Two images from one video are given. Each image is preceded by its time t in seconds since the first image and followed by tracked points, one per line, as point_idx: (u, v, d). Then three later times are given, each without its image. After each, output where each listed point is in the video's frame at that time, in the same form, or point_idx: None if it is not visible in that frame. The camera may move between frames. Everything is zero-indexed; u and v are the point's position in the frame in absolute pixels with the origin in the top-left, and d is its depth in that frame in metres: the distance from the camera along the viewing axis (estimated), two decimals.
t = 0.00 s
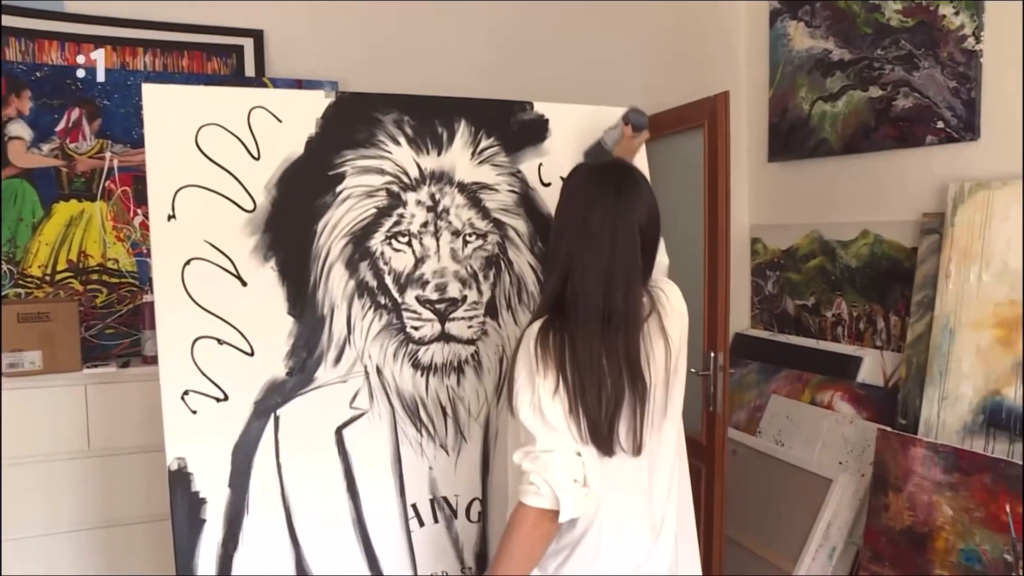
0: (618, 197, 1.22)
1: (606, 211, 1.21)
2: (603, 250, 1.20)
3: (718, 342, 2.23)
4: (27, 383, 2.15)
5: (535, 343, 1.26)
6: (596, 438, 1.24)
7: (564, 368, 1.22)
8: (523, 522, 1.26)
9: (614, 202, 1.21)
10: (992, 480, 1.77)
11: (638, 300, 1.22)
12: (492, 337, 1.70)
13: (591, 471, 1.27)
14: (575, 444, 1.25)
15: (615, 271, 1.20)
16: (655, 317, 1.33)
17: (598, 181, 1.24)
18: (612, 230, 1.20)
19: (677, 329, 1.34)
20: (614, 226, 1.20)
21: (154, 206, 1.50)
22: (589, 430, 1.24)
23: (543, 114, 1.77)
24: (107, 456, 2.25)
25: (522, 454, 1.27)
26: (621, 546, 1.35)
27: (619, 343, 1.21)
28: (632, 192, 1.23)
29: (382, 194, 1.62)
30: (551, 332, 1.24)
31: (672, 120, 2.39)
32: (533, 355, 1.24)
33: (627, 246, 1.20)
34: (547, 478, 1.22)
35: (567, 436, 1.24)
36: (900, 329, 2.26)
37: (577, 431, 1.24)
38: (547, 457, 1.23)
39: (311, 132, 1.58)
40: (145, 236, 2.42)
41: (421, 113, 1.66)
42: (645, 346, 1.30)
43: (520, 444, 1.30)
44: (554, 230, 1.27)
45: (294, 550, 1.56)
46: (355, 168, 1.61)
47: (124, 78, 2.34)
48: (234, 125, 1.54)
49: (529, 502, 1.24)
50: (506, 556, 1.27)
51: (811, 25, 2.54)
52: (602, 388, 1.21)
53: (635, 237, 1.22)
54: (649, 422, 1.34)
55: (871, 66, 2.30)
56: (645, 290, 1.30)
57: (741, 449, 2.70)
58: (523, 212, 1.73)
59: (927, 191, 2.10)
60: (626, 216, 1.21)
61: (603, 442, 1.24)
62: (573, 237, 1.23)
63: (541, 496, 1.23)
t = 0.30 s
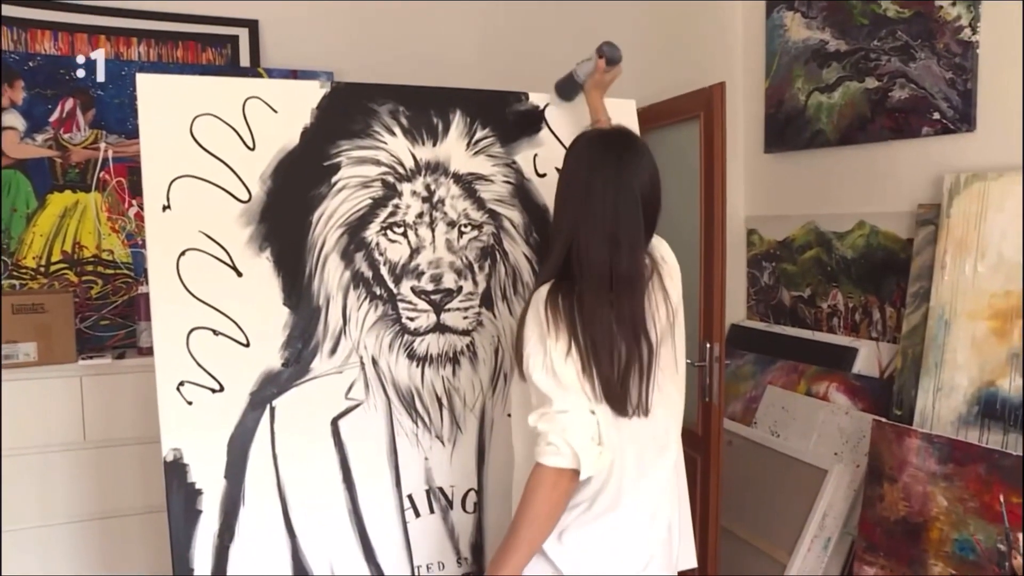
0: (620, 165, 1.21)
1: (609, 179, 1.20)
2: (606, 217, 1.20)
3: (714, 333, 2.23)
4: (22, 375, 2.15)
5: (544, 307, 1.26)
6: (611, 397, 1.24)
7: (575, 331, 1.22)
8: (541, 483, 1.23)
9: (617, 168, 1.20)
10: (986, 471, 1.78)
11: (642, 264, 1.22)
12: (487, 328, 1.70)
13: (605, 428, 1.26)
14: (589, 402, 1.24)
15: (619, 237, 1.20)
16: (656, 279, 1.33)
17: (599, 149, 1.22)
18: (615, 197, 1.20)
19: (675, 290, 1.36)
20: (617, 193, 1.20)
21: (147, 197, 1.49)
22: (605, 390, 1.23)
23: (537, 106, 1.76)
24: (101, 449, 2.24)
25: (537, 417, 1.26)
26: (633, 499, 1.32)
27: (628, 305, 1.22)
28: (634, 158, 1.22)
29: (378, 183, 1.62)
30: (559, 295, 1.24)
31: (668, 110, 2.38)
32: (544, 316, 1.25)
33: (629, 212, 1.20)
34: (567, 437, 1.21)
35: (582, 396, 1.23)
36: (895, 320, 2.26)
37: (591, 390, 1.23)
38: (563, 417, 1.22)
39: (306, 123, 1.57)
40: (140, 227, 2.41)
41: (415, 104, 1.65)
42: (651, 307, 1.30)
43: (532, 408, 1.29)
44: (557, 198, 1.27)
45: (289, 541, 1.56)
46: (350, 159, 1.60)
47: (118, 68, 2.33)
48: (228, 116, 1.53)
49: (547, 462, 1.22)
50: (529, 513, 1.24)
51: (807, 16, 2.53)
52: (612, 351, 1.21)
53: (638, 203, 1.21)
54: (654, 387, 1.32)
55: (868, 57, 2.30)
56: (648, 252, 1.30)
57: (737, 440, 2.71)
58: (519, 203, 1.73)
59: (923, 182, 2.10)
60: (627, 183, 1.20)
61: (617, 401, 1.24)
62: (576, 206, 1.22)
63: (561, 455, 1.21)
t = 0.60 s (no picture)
0: (619, 163, 1.21)
1: (608, 177, 1.20)
2: (603, 214, 1.19)
3: (710, 326, 2.23)
4: (19, 368, 2.14)
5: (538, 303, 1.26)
6: (598, 398, 1.23)
7: (567, 327, 1.22)
8: (529, 478, 1.24)
9: (616, 166, 1.20)
10: (981, 463, 1.79)
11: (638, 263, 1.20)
12: (484, 320, 1.70)
13: (593, 425, 1.26)
14: (578, 398, 1.24)
15: (615, 235, 1.19)
16: (655, 283, 1.32)
17: (600, 149, 1.22)
18: (613, 195, 1.19)
19: (674, 294, 1.33)
20: (615, 190, 1.19)
21: (143, 190, 1.49)
22: (592, 388, 1.23)
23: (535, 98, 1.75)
24: (95, 442, 2.24)
25: (527, 411, 1.26)
26: (621, 504, 1.32)
27: (618, 305, 1.21)
28: (635, 158, 1.22)
29: (375, 175, 1.61)
30: (552, 292, 1.24)
31: (665, 103, 2.38)
32: (536, 315, 1.24)
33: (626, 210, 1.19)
34: (553, 431, 1.21)
35: (571, 392, 1.23)
36: (892, 313, 2.26)
37: (581, 387, 1.23)
38: (552, 412, 1.22)
39: (304, 114, 1.56)
40: (136, 220, 2.40)
41: (412, 96, 1.64)
42: (645, 310, 1.29)
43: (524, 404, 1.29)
44: (557, 196, 1.27)
45: (286, 535, 1.57)
46: (347, 151, 1.59)
47: (114, 60, 2.32)
48: (225, 108, 1.52)
49: (535, 456, 1.22)
50: (515, 512, 1.25)
51: (805, 9, 2.53)
52: (604, 346, 1.21)
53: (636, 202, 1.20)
54: (647, 386, 1.32)
55: (864, 50, 2.30)
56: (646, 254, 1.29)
57: (733, 433, 2.71)
58: (516, 195, 1.72)
59: (919, 175, 2.10)
60: (626, 181, 1.20)
61: (604, 402, 1.24)
62: (575, 203, 1.22)
63: (547, 449, 1.21)
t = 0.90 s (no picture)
0: (625, 158, 1.21)
1: (616, 171, 1.20)
2: (611, 207, 1.20)
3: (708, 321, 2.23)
4: (17, 364, 2.15)
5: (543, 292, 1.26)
6: (604, 385, 1.23)
7: (571, 315, 1.21)
8: (524, 461, 1.23)
9: (621, 161, 1.21)
10: (978, 459, 1.79)
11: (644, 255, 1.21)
12: (482, 316, 1.70)
13: (595, 416, 1.25)
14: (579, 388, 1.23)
15: (621, 228, 1.19)
16: (660, 271, 1.32)
17: (606, 143, 1.22)
18: (620, 189, 1.20)
19: (681, 288, 1.34)
20: (622, 184, 1.20)
21: (140, 186, 1.48)
22: (597, 376, 1.22)
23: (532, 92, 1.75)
24: (95, 438, 2.24)
25: (528, 398, 1.26)
26: (620, 498, 1.32)
27: (624, 295, 1.21)
28: (641, 152, 1.22)
29: (371, 170, 1.61)
30: (559, 280, 1.25)
31: (664, 99, 2.37)
32: (543, 303, 1.25)
33: (632, 203, 1.20)
34: (552, 419, 1.20)
35: (572, 380, 1.22)
36: (889, 308, 2.27)
37: (584, 376, 1.23)
38: (551, 400, 1.21)
39: (302, 109, 1.56)
40: (134, 216, 2.40)
41: (409, 91, 1.64)
42: (651, 300, 1.29)
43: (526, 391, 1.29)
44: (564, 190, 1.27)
45: (284, 530, 1.57)
46: (344, 147, 1.59)
47: (111, 55, 2.31)
48: (221, 103, 1.52)
49: (533, 443, 1.22)
50: (511, 496, 1.24)
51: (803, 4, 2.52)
52: (607, 337, 1.20)
53: (641, 196, 1.21)
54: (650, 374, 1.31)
55: (863, 46, 2.29)
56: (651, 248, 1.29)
57: (731, 428, 2.72)
58: (513, 190, 1.72)
59: (917, 171, 2.10)
60: (631, 175, 1.20)
61: (611, 390, 1.23)
62: (582, 196, 1.22)
63: (545, 436, 1.20)
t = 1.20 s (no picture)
0: (630, 155, 1.21)
1: (620, 169, 1.20)
2: (615, 205, 1.19)
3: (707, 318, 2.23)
4: (16, 361, 2.15)
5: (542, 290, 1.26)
6: (603, 385, 1.23)
7: (570, 314, 1.21)
8: (525, 464, 1.23)
9: (626, 159, 1.20)
10: (977, 456, 1.79)
11: (647, 253, 1.21)
12: (480, 313, 1.69)
13: (594, 415, 1.25)
14: (577, 388, 1.23)
15: (624, 225, 1.19)
16: (665, 275, 1.30)
17: (611, 140, 1.22)
18: (625, 186, 1.20)
19: (685, 289, 1.33)
20: (627, 182, 1.20)
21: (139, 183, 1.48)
22: (595, 375, 1.22)
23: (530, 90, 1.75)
24: (95, 434, 2.24)
25: (527, 397, 1.26)
26: (621, 495, 1.32)
27: (629, 293, 1.21)
28: (645, 151, 1.22)
29: (370, 167, 1.61)
30: (558, 279, 1.24)
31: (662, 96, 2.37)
32: (541, 302, 1.24)
33: (637, 200, 1.20)
34: (551, 417, 1.20)
35: (572, 378, 1.22)
36: (888, 305, 2.27)
37: (583, 375, 1.23)
38: (551, 398, 1.22)
39: (301, 105, 1.56)
40: (132, 213, 2.40)
41: (408, 88, 1.64)
42: (654, 305, 1.27)
43: (524, 390, 1.29)
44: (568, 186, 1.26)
45: (283, 527, 1.57)
46: (343, 143, 1.59)
47: (109, 52, 2.31)
48: (220, 100, 1.52)
49: (533, 442, 1.22)
50: (513, 498, 1.24)
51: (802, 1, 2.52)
52: (607, 336, 1.20)
53: (646, 195, 1.21)
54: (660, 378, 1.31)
55: (862, 42, 2.29)
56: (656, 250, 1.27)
57: (729, 425, 2.72)
58: (512, 188, 1.72)
59: (916, 168, 2.10)
60: (636, 173, 1.20)
61: (610, 391, 1.23)
62: (585, 193, 1.22)
63: (544, 436, 1.21)
